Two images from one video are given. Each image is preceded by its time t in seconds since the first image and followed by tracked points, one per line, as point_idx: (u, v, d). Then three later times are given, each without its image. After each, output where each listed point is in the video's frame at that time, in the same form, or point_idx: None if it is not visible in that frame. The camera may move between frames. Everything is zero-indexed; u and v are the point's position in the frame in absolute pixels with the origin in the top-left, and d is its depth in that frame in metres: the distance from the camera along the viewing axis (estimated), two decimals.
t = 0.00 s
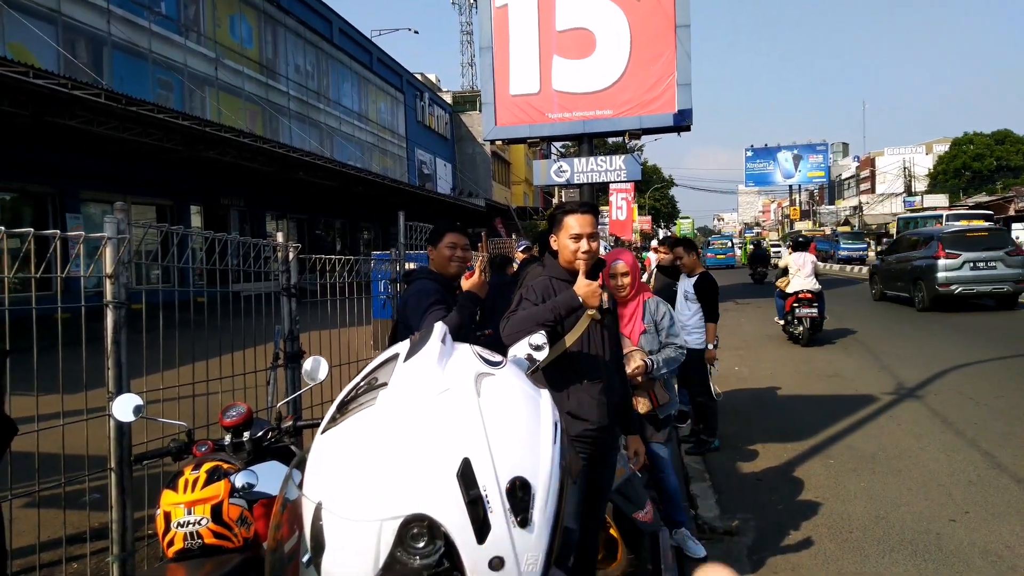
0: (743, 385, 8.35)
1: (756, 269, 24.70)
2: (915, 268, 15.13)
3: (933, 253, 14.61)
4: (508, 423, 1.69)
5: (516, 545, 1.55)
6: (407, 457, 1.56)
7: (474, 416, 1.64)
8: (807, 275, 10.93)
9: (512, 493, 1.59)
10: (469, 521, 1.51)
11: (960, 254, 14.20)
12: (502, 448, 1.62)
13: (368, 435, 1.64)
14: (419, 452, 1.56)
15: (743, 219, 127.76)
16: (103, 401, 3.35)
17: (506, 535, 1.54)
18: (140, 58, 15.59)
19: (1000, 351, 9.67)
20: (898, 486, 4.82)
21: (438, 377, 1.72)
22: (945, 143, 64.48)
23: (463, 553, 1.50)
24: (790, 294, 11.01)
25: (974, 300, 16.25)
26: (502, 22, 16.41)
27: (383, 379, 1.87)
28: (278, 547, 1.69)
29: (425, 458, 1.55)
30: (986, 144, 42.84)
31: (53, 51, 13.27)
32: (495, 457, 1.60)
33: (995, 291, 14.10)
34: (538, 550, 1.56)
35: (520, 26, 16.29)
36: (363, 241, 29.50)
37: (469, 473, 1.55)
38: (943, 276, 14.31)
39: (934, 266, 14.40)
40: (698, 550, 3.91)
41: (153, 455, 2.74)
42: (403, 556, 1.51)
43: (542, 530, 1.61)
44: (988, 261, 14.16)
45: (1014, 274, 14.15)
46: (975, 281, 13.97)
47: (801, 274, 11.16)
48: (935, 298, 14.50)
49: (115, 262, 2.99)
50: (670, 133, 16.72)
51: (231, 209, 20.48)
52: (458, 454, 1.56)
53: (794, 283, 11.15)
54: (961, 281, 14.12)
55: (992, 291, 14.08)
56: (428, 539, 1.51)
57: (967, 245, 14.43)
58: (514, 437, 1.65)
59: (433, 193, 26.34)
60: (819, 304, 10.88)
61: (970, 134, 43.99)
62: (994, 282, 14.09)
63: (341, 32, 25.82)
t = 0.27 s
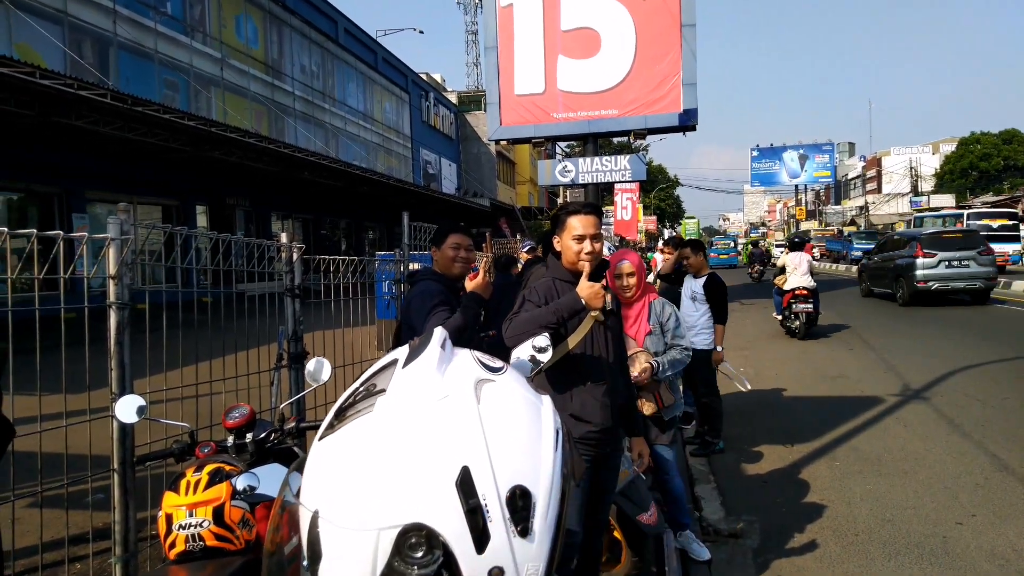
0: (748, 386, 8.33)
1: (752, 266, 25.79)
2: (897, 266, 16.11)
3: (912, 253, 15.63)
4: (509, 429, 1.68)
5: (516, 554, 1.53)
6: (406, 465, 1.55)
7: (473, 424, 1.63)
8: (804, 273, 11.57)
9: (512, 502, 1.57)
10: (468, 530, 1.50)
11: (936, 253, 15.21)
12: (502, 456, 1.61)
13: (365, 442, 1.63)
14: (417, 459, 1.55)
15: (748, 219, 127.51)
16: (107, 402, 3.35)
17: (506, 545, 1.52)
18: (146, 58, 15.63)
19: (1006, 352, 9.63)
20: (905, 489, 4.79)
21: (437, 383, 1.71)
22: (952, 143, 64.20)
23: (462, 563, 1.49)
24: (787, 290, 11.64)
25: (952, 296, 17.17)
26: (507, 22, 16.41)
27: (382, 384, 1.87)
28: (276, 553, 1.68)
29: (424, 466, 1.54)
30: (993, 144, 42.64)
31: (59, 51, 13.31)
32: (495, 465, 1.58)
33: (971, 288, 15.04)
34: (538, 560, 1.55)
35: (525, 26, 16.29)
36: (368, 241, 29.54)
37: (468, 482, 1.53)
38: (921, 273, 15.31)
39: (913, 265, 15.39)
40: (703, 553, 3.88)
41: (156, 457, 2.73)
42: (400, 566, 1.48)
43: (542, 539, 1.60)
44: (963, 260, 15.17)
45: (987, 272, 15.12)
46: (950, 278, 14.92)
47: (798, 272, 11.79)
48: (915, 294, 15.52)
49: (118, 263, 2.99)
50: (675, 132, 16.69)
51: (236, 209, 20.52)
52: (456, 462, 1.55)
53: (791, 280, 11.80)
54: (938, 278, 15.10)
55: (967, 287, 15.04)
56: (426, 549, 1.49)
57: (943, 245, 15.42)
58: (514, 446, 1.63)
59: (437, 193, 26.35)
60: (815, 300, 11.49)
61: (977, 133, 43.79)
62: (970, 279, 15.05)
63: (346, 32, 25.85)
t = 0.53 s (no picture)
0: (749, 385, 8.31)
1: (749, 265, 26.79)
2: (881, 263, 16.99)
3: (896, 251, 16.53)
4: (506, 426, 1.67)
5: (513, 554, 1.52)
6: (392, 467, 1.53)
7: (470, 421, 1.62)
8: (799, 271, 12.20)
9: (509, 500, 1.55)
10: (464, 529, 1.48)
11: (918, 251, 16.11)
12: (499, 454, 1.59)
13: (360, 437, 1.62)
14: (413, 456, 1.54)
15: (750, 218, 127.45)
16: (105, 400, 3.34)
17: (502, 544, 1.51)
18: (148, 58, 15.63)
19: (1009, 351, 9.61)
20: (907, 488, 4.77)
21: (433, 379, 1.70)
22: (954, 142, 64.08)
23: (457, 563, 1.47)
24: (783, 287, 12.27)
25: (938, 293, 17.81)
26: (509, 22, 16.39)
27: (376, 380, 1.86)
28: (270, 551, 1.67)
29: (419, 463, 1.53)
30: (995, 143, 42.54)
31: (61, 51, 13.32)
32: (491, 463, 1.57)
33: (950, 284, 15.93)
34: (535, 559, 1.53)
35: (527, 25, 16.28)
36: (369, 240, 29.54)
37: (463, 480, 1.52)
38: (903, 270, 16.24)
39: (896, 262, 16.31)
40: (704, 553, 3.87)
41: (155, 455, 2.73)
42: (394, 565, 1.46)
43: (540, 539, 1.58)
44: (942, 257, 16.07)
45: (964, 269, 16.03)
46: (930, 275, 15.83)
47: (794, 270, 12.41)
48: (897, 290, 16.44)
49: (116, 261, 2.97)
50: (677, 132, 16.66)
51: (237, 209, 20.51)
52: (452, 458, 1.54)
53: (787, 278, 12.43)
54: (919, 274, 16.05)
55: (946, 283, 15.94)
56: (421, 548, 1.47)
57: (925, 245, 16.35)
58: (511, 443, 1.62)
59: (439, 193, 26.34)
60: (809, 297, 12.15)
61: (979, 133, 43.69)
62: (949, 276, 15.95)
63: (348, 32, 25.85)
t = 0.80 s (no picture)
0: (751, 385, 8.28)
1: (746, 264, 27.50)
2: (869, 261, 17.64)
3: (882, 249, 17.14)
4: (503, 422, 1.65)
5: (509, 553, 1.50)
6: (385, 463, 1.51)
7: (466, 416, 1.60)
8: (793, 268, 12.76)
9: (505, 498, 1.53)
10: (459, 528, 1.46)
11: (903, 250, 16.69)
12: (495, 451, 1.58)
13: (354, 432, 1.61)
14: (407, 451, 1.53)
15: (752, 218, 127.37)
16: (104, 400, 3.33)
17: (499, 543, 1.49)
18: (149, 58, 15.63)
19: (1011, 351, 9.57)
20: (910, 487, 4.74)
21: (428, 373, 1.69)
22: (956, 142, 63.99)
23: (452, 562, 1.45)
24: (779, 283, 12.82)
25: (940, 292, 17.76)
26: (510, 21, 16.37)
27: (369, 375, 1.85)
28: (261, 549, 1.65)
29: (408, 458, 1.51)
30: (998, 143, 42.44)
31: (62, 51, 13.32)
32: (487, 460, 1.55)
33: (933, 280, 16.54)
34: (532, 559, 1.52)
35: (528, 25, 16.26)
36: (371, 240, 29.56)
37: (459, 477, 1.50)
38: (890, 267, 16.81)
39: (881, 259, 16.85)
40: (707, 553, 3.83)
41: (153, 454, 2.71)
42: (386, 565, 1.44)
43: (537, 538, 1.56)
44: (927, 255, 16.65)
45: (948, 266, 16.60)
46: (913, 271, 16.43)
47: (788, 267, 12.98)
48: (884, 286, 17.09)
49: (115, 259, 2.94)
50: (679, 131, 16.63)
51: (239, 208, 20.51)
52: (448, 455, 1.52)
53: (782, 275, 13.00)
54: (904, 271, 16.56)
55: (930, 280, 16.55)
56: (415, 548, 1.44)
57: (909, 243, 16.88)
58: (508, 439, 1.61)
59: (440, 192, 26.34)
60: (804, 293, 12.66)
61: (981, 132, 43.58)
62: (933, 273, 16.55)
63: (349, 32, 25.85)
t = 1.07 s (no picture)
0: (753, 384, 8.23)
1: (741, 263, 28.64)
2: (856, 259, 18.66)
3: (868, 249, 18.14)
4: (494, 426, 1.61)
5: (499, 563, 1.46)
6: (371, 468, 1.47)
7: (454, 417, 1.56)
8: (786, 265, 13.31)
9: (495, 506, 1.50)
10: (447, 537, 1.42)
11: (887, 249, 17.73)
12: (486, 457, 1.53)
13: (338, 433, 1.57)
14: (393, 454, 1.48)
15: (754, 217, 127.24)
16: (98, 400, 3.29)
17: (489, 554, 1.45)
18: (150, 56, 15.58)
19: (1014, 350, 9.52)
20: (914, 489, 4.69)
21: (415, 374, 1.64)
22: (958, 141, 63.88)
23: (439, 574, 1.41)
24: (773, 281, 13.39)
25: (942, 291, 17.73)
26: (512, 19, 16.32)
27: (354, 374, 1.81)
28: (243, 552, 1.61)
29: (396, 464, 1.47)
30: (1000, 142, 42.30)
31: (62, 50, 13.28)
32: (477, 466, 1.51)
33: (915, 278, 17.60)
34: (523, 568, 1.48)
35: (529, 23, 16.22)
36: (372, 239, 29.52)
37: (447, 484, 1.46)
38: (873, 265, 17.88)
39: (867, 258, 17.88)
40: (709, 555, 3.80)
41: (147, 456, 2.66)
42: None
43: (529, 547, 1.53)
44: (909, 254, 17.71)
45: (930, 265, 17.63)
46: (896, 269, 17.45)
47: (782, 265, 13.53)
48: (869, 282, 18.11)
49: (109, 257, 2.90)
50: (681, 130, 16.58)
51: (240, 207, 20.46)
52: (435, 459, 1.48)
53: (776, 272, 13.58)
54: (887, 268, 17.72)
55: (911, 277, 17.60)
56: (399, 560, 1.41)
57: (893, 243, 17.95)
58: (498, 443, 1.57)
59: (441, 191, 26.31)
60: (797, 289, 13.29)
61: (984, 131, 43.44)
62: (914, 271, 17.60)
63: (350, 30, 25.79)
